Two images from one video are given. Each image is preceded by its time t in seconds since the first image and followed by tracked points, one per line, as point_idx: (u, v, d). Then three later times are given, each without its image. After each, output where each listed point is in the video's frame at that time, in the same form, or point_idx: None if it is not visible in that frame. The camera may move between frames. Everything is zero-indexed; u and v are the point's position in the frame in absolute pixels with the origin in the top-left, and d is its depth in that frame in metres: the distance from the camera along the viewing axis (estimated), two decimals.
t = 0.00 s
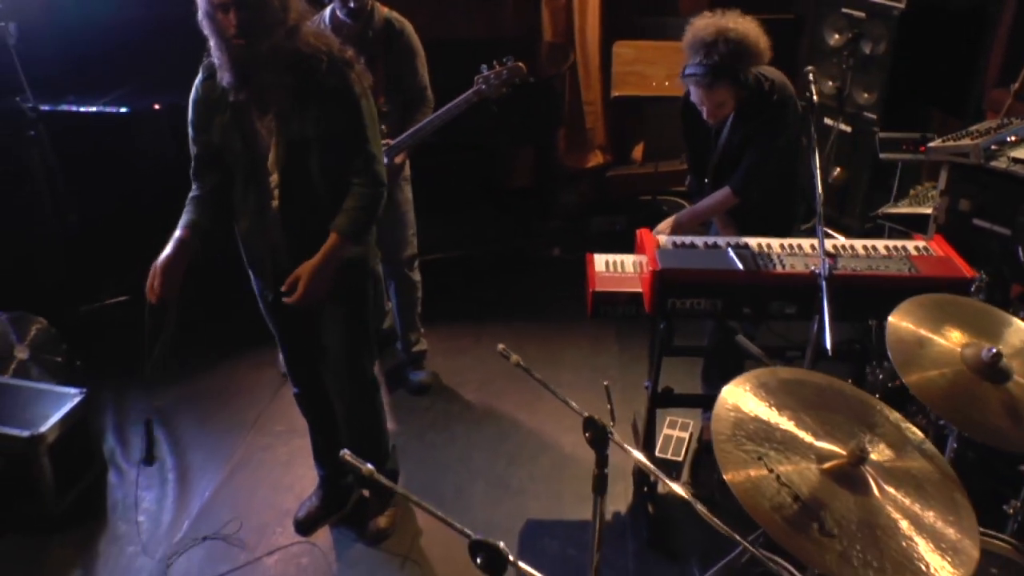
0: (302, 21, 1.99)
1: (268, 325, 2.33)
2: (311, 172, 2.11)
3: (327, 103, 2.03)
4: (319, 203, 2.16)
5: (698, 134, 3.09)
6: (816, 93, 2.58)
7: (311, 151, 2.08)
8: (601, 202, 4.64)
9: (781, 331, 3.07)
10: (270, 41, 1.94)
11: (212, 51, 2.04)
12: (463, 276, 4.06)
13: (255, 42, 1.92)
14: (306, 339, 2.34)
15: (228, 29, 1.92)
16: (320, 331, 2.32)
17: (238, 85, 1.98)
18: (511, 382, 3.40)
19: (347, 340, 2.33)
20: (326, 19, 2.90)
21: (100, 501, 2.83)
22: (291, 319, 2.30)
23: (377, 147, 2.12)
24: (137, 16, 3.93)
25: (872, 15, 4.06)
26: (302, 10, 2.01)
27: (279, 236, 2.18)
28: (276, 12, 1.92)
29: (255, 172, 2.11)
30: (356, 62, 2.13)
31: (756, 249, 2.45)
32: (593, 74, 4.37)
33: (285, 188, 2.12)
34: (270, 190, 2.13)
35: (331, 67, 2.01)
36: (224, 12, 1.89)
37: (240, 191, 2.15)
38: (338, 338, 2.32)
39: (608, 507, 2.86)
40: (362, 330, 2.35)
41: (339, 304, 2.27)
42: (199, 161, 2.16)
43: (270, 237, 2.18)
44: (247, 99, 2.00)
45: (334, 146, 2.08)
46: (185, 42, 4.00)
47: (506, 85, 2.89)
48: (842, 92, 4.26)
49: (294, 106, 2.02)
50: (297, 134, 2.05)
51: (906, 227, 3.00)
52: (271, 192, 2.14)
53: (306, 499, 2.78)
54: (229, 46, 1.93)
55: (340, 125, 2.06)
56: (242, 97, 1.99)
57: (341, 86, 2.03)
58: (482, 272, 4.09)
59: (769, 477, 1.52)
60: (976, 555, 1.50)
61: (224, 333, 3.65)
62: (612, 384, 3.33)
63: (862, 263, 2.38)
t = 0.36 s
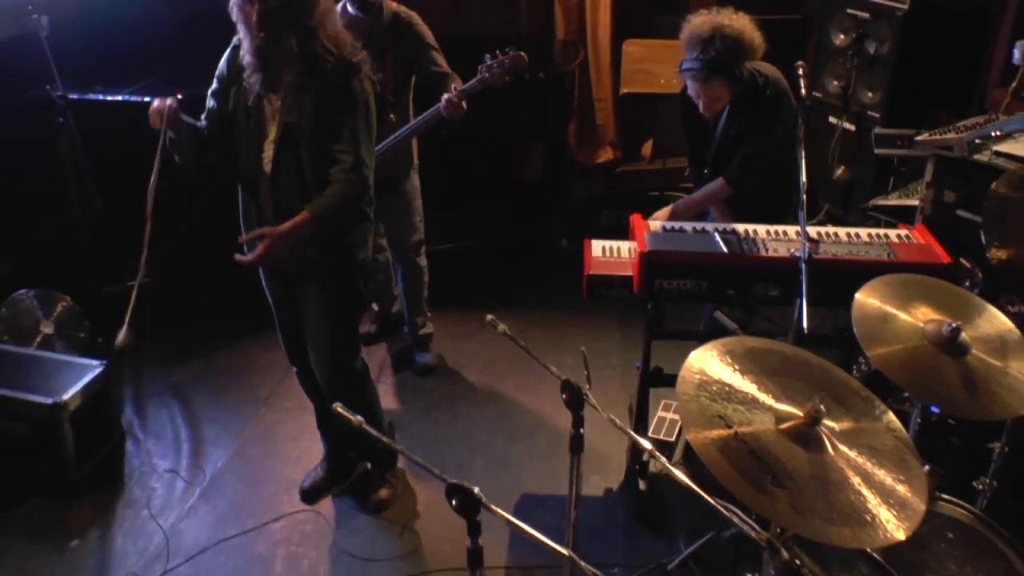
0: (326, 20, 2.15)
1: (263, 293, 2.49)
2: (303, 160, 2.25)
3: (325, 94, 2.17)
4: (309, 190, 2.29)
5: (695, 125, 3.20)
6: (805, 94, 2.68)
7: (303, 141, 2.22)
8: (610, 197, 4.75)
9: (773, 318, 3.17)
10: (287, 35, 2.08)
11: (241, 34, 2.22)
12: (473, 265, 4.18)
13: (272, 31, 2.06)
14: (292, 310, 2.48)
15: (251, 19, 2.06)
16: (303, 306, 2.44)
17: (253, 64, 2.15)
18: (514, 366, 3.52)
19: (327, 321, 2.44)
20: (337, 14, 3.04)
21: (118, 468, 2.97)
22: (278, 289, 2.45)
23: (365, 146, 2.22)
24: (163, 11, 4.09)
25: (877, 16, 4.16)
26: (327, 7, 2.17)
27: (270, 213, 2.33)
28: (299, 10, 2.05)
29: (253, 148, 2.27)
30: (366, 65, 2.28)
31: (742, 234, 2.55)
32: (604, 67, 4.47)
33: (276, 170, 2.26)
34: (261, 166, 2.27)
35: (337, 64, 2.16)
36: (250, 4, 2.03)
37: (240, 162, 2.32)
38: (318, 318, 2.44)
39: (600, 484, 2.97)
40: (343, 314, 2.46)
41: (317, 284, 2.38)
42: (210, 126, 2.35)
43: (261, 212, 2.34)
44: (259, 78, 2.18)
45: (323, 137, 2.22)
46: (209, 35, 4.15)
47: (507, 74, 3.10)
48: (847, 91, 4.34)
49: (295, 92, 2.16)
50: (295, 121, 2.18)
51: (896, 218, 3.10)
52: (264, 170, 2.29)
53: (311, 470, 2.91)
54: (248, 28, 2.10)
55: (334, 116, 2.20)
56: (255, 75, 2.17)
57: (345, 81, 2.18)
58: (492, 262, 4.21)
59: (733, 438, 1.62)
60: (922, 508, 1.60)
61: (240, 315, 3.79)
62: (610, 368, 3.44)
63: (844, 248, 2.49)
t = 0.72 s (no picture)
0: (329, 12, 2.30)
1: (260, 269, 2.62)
2: (298, 140, 2.37)
3: (321, 78, 2.31)
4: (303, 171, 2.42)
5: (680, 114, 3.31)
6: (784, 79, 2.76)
7: (296, 123, 2.35)
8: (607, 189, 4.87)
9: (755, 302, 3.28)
10: (289, 19, 2.24)
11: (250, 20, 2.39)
12: (471, 254, 4.30)
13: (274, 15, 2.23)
14: (286, 287, 2.61)
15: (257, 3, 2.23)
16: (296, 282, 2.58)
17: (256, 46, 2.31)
18: (508, 349, 3.63)
19: (317, 298, 2.57)
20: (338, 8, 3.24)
21: (126, 439, 3.10)
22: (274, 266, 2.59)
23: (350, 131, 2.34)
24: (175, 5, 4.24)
25: (867, 14, 4.27)
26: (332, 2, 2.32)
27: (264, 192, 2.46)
28: None
29: (252, 130, 2.41)
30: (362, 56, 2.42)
31: (721, 217, 2.67)
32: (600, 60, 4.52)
33: (270, 151, 2.40)
34: (258, 148, 2.41)
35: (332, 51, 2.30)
36: None
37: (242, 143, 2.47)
38: (309, 294, 2.57)
39: (586, 458, 3.06)
40: (334, 292, 2.59)
41: (309, 262, 2.52)
42: (219, 110, 2.52)
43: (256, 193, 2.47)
44: (260, 61, 2.33)
45: (314, 121, 2.34)
46: (218, 30, 4.30)
47: (492, 64, 3.22)
48: (838, 87, 4.45)
49: (290, 78, 2.30)
50: (291, 103, 2.32)
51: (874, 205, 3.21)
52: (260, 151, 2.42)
53: (309, 443, 3.04)
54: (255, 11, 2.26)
55: (326, 100, 2.33)
56: (258, 59, 2.32)
57: (341, 67, 2.32)
58: (490, 251, 4.33)
59: (691, 397, 1.73)
60: (868, 461, 1.73)
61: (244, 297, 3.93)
62: (600, 351, 3.56)
63: (817, 230, 2.60)
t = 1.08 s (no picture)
0: (300, 16, 2.42)
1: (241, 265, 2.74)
2: (277, 141, 2.51)
3: (297, 81, 2.44)
4: (283, 170, 2.56)
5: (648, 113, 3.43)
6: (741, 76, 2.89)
7: (275, 125, 2.48)
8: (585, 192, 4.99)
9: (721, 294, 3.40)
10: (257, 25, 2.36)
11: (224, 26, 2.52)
12: (451, 254, 4.42)
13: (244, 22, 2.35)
14: (267, 281, 2.73)
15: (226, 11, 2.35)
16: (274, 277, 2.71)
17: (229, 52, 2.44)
18: (486, 342, 3.75)
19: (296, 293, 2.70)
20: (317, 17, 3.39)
21: (115, 429, 3.22)
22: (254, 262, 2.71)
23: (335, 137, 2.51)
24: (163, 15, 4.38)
25: (834, 21, 4.37)
26: (303, 8, 2.44)
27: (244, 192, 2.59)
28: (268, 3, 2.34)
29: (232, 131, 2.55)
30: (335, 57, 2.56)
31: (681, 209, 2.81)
32: (577, 66, 4.59)
33: (249, 152, 2.53)
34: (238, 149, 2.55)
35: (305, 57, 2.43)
36: None
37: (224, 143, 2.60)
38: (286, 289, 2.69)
39: (558, 444, 3.16)
40: (314, 286, 2.72)
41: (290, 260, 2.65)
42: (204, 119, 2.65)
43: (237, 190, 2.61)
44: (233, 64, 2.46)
45: (293, 123, 2.50)
46: (206, 38, 4.42)
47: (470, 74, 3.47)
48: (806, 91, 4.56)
49: (264, 81, 2.43)
50: (269, 106, 2.45)
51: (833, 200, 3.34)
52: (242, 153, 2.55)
53: (292, 431, 3.15)
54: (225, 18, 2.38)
55: (303, 102, 2.46)
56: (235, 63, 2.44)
57: (315, 69, 2.46)
58: (469, 250, 4.45)
59: (640, 366, 1.86)
60: (805, 423, 1.86)
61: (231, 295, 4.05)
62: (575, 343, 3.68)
63: (773, 221, 2.74)
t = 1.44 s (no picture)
0: (266, 31, 2.57)
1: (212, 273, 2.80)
2: (256, 147, 2.63)
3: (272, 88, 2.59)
4: (263, 175, 2.68)
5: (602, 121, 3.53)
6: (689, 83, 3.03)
7: (258, 132, 2.61)
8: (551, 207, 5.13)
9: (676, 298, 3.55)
10: (236, 39, 2.49)
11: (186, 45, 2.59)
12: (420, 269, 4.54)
13: (225, 36, 2.47)
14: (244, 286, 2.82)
15: (207, 27, 2.45)
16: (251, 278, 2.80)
17: (205, 67, 2.53)
18: (453, 350, 3.88)
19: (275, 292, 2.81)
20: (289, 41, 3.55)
21: (92, 435, 3.32)
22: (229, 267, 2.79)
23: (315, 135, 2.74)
24: (140, 40, 4.52)
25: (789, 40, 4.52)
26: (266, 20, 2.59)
27: (226, 200, 2.66)
28: (244, 17, 2.48)
29: (210, 144, 2.62)
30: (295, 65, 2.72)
31: (634, 214, 2.95)
32: (542, 85, 4.71)
33: (231, 162, 2.63)
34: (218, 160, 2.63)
35: (284, 67, 2.59)
36: (207, 15, 2.44)
37: (194, 157, 2.66)
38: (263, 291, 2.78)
39: (520, 444, 3.27)
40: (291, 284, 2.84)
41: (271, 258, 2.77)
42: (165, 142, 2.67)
43: (215, 200, 2.67)
44: (210, 79, 2.55)
45: (274, 129, 2.64)
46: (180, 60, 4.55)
47: (438, 102, 3.52)
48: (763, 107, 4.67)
49: (245, 92, 2.56)
50: (252, 115, 2.58)
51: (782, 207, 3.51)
52: (220, 164, 2.64)
53: (264, 434, 3.26)
54: (202, 36, 2.48)
55: (279, 106, 2.62)
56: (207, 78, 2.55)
57: (290, 77, 2.62)
58: (438, 265, 4.57)
59: (583, 351, 1.99)
60: (740, 399, 2.00)
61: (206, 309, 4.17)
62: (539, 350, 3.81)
63: (720, 223, 2.88)
